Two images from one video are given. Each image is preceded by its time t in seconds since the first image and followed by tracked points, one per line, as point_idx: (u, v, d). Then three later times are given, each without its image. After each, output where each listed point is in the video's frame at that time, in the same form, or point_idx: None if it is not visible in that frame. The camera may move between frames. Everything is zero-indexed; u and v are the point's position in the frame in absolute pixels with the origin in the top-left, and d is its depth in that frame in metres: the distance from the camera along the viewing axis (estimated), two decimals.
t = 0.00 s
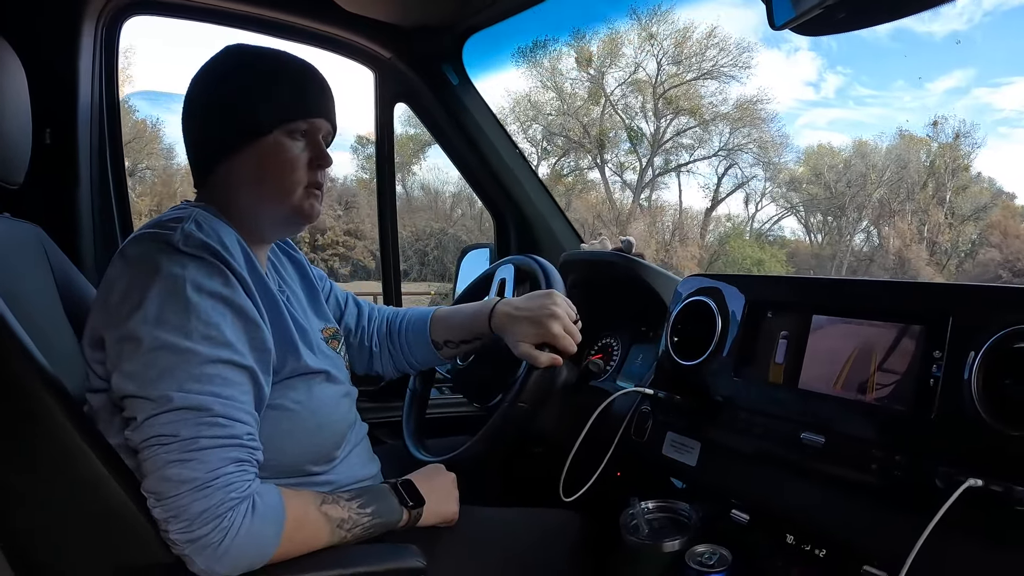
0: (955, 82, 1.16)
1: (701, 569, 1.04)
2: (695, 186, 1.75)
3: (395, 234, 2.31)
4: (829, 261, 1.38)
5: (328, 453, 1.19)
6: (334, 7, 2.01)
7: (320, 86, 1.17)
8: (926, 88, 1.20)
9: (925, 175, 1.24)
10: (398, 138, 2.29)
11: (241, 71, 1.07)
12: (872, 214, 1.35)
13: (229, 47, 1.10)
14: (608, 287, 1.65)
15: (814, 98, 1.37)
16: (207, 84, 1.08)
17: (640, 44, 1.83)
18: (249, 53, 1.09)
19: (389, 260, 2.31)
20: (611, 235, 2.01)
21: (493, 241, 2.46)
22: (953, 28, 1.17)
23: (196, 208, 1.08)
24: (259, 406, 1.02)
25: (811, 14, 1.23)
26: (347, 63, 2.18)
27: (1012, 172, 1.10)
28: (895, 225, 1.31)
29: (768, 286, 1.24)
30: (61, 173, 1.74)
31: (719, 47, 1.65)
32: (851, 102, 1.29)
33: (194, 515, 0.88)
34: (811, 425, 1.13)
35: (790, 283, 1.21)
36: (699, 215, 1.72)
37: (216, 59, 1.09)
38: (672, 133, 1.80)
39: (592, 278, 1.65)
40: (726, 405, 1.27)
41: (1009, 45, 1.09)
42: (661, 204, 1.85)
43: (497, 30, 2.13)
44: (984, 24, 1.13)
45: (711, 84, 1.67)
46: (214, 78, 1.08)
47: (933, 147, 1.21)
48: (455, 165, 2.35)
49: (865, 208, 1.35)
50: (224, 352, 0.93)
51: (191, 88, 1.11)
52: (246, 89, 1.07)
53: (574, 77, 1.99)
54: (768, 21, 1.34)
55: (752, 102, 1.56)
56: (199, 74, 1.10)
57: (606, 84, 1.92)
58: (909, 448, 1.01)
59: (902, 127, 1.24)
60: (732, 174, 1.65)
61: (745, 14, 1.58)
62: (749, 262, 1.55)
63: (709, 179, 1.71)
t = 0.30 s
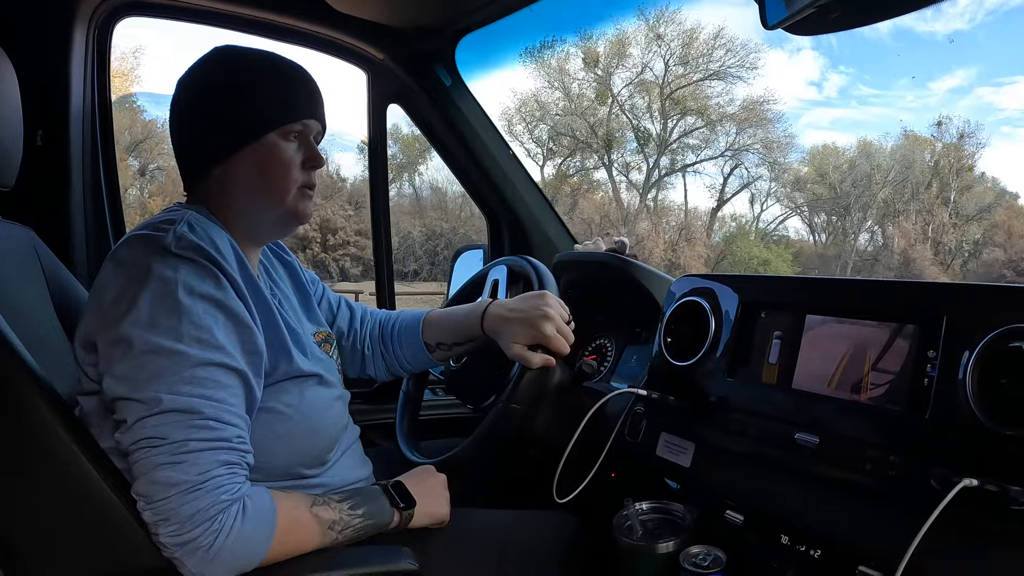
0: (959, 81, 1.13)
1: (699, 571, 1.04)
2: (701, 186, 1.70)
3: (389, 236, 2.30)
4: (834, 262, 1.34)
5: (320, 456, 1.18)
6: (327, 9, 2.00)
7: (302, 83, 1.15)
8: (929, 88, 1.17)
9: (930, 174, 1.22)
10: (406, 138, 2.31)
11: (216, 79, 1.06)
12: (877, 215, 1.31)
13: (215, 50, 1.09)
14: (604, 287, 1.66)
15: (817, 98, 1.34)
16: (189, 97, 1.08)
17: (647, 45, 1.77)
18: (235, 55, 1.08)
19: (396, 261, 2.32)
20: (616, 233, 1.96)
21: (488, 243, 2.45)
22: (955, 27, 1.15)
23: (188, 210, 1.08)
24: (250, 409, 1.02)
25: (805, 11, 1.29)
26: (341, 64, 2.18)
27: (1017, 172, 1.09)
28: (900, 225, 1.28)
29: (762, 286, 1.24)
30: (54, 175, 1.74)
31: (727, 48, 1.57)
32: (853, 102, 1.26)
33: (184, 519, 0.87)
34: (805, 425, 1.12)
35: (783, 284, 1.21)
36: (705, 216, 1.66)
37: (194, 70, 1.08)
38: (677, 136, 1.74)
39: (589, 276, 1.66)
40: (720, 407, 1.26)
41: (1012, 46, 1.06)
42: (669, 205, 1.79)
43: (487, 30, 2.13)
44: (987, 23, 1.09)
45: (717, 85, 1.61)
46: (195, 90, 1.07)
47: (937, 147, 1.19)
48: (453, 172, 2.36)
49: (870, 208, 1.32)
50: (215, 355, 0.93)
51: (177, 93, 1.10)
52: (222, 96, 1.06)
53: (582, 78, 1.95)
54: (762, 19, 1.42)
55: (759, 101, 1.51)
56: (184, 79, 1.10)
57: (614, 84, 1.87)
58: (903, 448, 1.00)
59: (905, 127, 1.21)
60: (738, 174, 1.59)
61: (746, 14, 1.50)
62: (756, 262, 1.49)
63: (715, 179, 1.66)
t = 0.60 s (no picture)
0: (962, 80, 1.15)
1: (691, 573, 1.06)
2: (707, 186, 1.72)
3: (383, 238, 2.31)
4: (838, 263, 1.36)
5: (314, 460, 1.18)
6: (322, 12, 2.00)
7: (284, 82, 1.14)
8: (933, 87, 1.19)
9: (935, 174, 1.23)
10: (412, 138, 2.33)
11: (197, 86, 1.06)
12: (882, 214, 1.32)
13: (201, 54, 1.09)
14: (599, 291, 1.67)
15: (819, 98, 1.38)
16: (172, 106, 1.08)
17: (655, 45, 1.76)
18: (222, 58, 1.08)
19: (405, 262, 2.30)
20: (628, 235, 1.90)
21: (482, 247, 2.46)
22: (958, 27, 1.15)
23: (177, 216, 1.07)
24: (242, 416, 1.02)
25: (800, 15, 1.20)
26: (334, 67, 2.17)
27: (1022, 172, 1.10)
28: (905, 225, 1.29)
29: (756, 289, 1.24)
30: (49, 179, 1.74)
31: (734, 49, 1.59)
32: (855, 101, 1.30)
33: (177, 528, 0.87)
34: (799, 428, 1.12)
35: (776, 287, 1.21)
36: (711, 215, 1.68)
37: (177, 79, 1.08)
38: (685, 136, 1.75)
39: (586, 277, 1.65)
40: (714, 410, 1.26)
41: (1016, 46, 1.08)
42: (674, 205, 1.80)
43: (481, 34, 2.11)
44: (990, 23, 1.11)
45: (724, 86, 1.63)
46: (179, 99, 1.07)
47: (941, 147, 1.20)
48: (449, 176, 2.36)
49: (876, 209, 1.32)
50: (205, 362, 0.93)
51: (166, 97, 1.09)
52: (204, 102, 1.06)
53: (590, 79, 1.93)
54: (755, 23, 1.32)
55: (765, 103, 1.54)
56: (170, 84, 1.09)
57: (620, 86, 1.86)
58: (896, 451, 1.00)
59: (910, 127, 1.23)
60: (745, 173, 1.61)
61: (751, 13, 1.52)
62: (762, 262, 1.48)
63: (722, 179, 1.67)
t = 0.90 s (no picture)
0: (965, 80, 1.13)
1: (692, 570, 1.05)
2: (715, 187, 1.65)
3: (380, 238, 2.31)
4: (845, 263, 1.31)
5: (312, 459, 1.17)
6: (319, 11, 2.00)
7: (267, 73, 1.12)
8: (935, 87, 1.18)
9: (940, 174, 1.21)
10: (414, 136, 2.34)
11: (180, 87, 1.05)
12: (887, 214, 1.30)
13: (188, 51, 1.08)
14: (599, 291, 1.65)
15: (822, 98, 1.36)
16: (158, 111, 1.07)
17: (663, 46, 1.72)
18: (212, 54, 1.07)
19: (418, 262, 2.29)
20: (636, 235, 1.86)
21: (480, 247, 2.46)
22: (960, 27, 1.14)
23: (170, 215, 1.07)
24: (236, 415, 1.01)
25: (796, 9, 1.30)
26: (331, 66, 2.17)
27: None
28: (910, 225, 1.27)
29: (756, 285, 1.23)
30: (44, 180, 1.73)
31: (742, 50, 1.57)
32: (858, 101, 1.28)
33: (171, 530, 0.87)
34: (800, 424, 1.12)
35: (776, 282, 1.20)
36: (719, 216, 1.63)
37: (159, 84, 1.08)
38: (693, 137, 1.71)
39: (584, 276, 1.63)
40: (714, 406, 1.25)
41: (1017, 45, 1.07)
42: (682, 206, 1.76)
43: (476, 32, 2.10)
44: (993, 22, 1.09)
45: (731, 86, 1.61)
46: (164, 102, 1.06)
47: (946, 147, 1.19)
48: (448, 178, 2.34)
49: (881, 208, 1.31)
50: (197, 361, 0.92)
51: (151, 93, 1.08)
52: (188, 101, 1.05)
53: (597, 81, 1.87)
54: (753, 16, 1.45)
55: (775, 105, 1.49)
56: (160, 79, 1.08)
57: (631, 87, 1.80)
58: (898, 446, 0.99)
59: (914, 127, 1.21)
60: (750, 174, 1.57)
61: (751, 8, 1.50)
62: (771, 262, 1.47)
63: (728, 180, 1.62)
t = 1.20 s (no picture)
0: (968, 80, 1.13)
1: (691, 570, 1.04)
2: (720, 187, 1.63)
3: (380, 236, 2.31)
4: (849, 261, 1.33)
5: (309, 455, 1.17)
6: (318, 8, 1.99)
7: (253, 69, 1.12)
8: (938, 87, 1.18)
9: (945, 175, 1.21)
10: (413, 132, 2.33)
11: (168, 87, 1.06)
12: (893, 215, 1.30)
13: (172, 52, 1.09)
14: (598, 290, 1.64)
15: (826, 98, 1.34)
16: (145, 113, 1.08)
17: (671, 47, 1.69)
18: (197, 54, 1.08)
19: (430, 262, 2.27)
20: (644, 234, 1.81)
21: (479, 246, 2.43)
22: (963, 27, 1.13)
23: (164, 213, 1.07)
24: (233, 411, 1.01)
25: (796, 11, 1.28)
26: (329, 63, 2.17)
27: None
28: (916, 225, 1.28)
29: (755, 285, 1.23)
30: (43, 177, 1.73)
31: (750, 51, 1.53)
32: (862, 101, 1.27)
33: (169, 524, 0.87)
34: (800, 424, 1.11)
35: (775, 282, 1.20)
36: (726, 217, 1.61)
37: (143, 90, 1.09)
38: (702, 139, 1.67)
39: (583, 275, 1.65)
40: (714, 406, 1.25)
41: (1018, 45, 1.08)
42: (689, 207, 1.72)
43: (475, 30, 2.12)
44: (996, 21, 1.09)
45: (740, 88, 1.57)
46: (151, 105, 1.07)
47: (951, 148, 1.19)
48: (449, 178, 2.33)
49: (887, 209, 1.30)
50: (193, 358, 0.92)
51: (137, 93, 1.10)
52: (172, 107, 1.06)
53: (606, 82, 1.84)
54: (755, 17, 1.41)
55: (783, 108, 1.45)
56: (144, 79, 1.09)
57: (638, 87, 1.77)
58: (898, 447, 0.99)
59: (919, 127, 1.21)
60: (758, 175, 1.53)
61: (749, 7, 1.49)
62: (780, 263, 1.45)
63: (735, 180, 1.58)
